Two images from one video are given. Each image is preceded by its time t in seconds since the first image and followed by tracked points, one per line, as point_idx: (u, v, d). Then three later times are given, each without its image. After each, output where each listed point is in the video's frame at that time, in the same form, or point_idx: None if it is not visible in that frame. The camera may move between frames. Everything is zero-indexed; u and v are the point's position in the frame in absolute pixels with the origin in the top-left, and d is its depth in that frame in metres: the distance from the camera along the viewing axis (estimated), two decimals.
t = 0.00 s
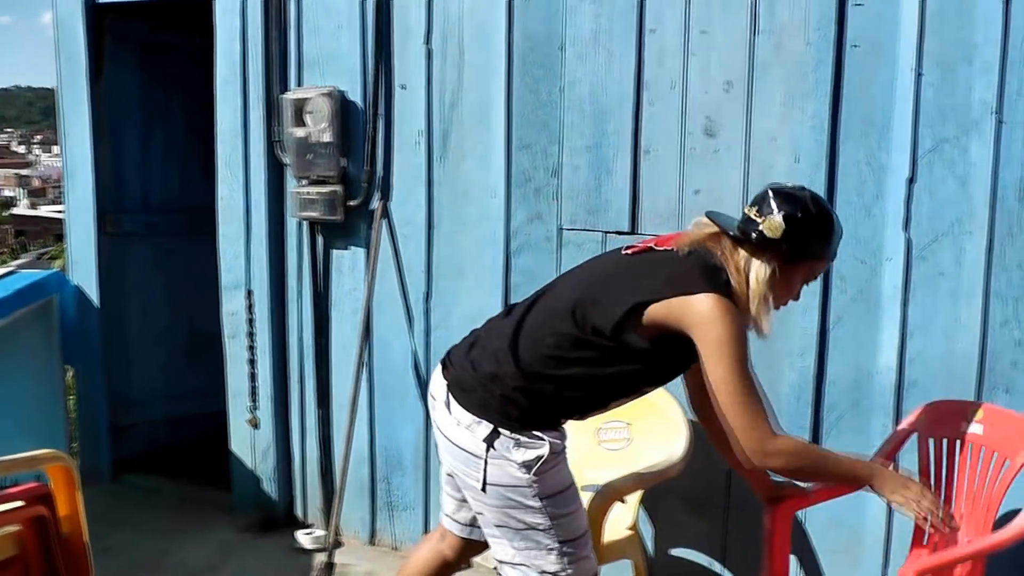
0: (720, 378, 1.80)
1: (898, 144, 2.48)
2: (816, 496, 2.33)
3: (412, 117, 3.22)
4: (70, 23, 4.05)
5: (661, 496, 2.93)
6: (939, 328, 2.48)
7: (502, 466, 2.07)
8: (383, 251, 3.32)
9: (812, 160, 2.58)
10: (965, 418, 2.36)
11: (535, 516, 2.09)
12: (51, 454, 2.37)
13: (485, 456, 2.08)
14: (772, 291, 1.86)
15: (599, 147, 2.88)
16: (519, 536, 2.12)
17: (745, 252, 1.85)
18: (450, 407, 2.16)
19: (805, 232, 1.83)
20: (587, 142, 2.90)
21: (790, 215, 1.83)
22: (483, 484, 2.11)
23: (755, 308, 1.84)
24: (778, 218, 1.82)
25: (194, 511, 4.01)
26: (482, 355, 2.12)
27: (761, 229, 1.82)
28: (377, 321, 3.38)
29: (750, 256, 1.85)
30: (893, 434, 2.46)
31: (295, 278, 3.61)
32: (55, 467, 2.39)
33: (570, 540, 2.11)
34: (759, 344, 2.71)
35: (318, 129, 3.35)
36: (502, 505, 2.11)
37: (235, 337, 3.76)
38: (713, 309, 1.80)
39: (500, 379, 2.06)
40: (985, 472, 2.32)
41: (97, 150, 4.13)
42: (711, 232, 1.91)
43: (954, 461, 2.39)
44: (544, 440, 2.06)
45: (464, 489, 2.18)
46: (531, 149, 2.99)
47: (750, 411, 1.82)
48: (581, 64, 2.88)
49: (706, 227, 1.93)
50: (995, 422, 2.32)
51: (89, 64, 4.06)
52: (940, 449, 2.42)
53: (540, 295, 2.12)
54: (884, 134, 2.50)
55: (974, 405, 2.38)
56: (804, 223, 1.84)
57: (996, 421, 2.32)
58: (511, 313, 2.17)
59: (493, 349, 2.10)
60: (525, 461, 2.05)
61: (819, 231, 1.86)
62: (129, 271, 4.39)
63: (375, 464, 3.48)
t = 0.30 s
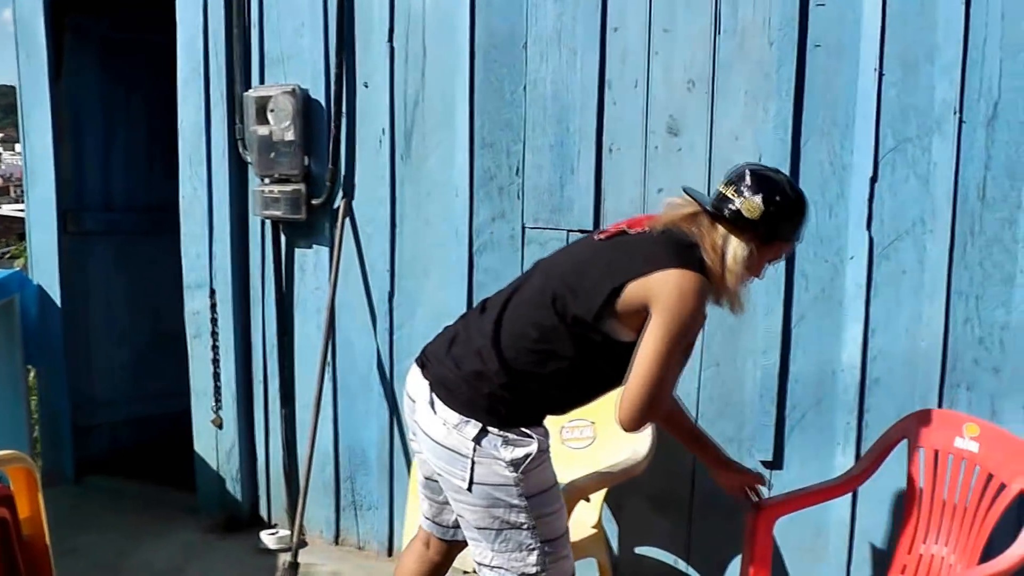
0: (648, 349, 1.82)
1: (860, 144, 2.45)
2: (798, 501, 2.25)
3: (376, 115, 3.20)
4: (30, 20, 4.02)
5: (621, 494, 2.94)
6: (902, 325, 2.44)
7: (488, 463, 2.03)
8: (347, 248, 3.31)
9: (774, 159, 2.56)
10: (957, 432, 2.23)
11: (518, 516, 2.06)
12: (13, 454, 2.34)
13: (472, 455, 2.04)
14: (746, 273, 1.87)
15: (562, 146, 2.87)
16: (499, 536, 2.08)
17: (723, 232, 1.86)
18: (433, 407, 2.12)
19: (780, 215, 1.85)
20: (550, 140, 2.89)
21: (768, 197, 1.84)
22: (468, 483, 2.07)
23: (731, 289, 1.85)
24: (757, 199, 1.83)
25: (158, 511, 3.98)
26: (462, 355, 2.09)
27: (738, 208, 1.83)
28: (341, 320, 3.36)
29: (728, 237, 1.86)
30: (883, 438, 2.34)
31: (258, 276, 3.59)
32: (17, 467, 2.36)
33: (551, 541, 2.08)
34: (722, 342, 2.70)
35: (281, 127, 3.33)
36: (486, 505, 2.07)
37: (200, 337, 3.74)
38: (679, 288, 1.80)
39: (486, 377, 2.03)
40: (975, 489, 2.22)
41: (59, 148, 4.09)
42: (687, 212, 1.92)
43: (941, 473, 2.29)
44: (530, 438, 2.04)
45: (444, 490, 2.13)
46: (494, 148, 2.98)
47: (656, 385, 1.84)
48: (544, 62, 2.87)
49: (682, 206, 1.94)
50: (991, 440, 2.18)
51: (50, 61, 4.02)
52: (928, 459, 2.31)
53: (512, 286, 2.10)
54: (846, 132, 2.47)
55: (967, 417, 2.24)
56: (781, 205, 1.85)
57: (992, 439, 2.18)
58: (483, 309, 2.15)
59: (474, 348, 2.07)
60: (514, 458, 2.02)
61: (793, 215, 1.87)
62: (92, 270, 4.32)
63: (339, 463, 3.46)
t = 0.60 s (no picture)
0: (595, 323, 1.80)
1: (853, 143, 2.45)
2: (792, 500, 2.25)
3: (369, 113, 3.20)
4: (22, 18, 4.01)
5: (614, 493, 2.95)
6: (895, 325, 2.44)
7: (462, 454, 2.04)
8: (341, 247, 3.31)
9: (769, 158, 2.55)
10: (951, 431, 2.23)
11: (492, 507, 2.06)
12: (6, 455, 2.32)
13: (447, 448, 2.04)
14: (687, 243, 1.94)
15: (555, 144, 2.87)
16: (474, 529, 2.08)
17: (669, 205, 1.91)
18: (405, 405, 2.11)
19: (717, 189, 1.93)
20: (544, 139, 2.88)
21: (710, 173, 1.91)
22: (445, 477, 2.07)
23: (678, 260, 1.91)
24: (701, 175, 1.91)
25: (151, 510, 3.98)
26: (429, 353, 2.08)
27: (693, 184, 1.90)
28: (335, 319, 3.35)
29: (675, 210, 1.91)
30: (878, 437, 2.35)
31: (251, 275, 3.58)
32: (10, 468, 2.34)
33: (527, 532, 2.08)
34: (716, 340, 2.70)
35: (274, 125, 3.33)
36: (462, 498, 2.07)
37: (192, 336, 3.74)
38: (636, 261, 1.81)
39: (455, 372, 2.02)
40: (969, 488, 2.22)
41: (51, 147, 4.09)
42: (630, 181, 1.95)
43: (935, 473, 2.29)
44: (504, 427, 2.04)
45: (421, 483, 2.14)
46: (487, 146, 2.98)
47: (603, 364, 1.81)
48: (537, 62, 2.87)
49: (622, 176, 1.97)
50: (986, 440, 2.18)
51: (42, 60, 4.02)
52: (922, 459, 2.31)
53: (469, 278, 2.09)
54: (840, 131, 2.47)
55: (961, 417, 2.24)
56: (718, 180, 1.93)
57: (985, 439, 2.19)
58: (444, 305, 2.14)
59: (440, 344, 2.05)
60: (488, 447, 2.02)
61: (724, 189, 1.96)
62: (85, 267, 4.31)
63: (333, 463, 3.45)
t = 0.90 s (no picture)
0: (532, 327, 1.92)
1: (862, 143, 2.44)
2: (803, 498, 2.25)
3: (377, 113, 3.20)
4: (31, 17, 4.03)
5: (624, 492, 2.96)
6: (904, 327, 2.42)
7: (416, 445, 2.06)
8: (349, 246, 3.31)
9: (777, 158, 2.55)
10: (960, 432, 2.23)
11: (448, 492, 2.08)
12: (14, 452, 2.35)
13: (400, 440, 2.06)
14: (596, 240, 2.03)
15: (563, 144, 2.86)
16: (433, 517, 2.10)
17: (577, 205, 2.01)
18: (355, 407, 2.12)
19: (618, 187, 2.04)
20: (551, 139, 2.88)
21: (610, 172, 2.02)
22: (401, 469, 2.08)
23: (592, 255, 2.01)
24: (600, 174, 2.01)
25: (160, 508, 3.99)
26: (373, 357, 2.11)
27: (591, 184, 2.00)
28: (343, 318, 3.35)
29: (582, 209, 2.01)
30: (886, 437, 2.34)
31: (259, 274, 3.58)
32: (18, 465, 2.37)
33: (483, 514, 2.11)
34: (724, 340, 2.69)
35: (281, 124, 3.33)
36: (419, 487, 2.09)
37: (200, 335, 3.75)
38: (559, 261, 1.92)
39: (404, 371, 2.05)
40: (979, 490, 2.21)
41: (59, 145, 4.10)
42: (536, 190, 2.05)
43: (945, 474, 2.28)
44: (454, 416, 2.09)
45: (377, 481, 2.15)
46: (495, 146, 2.97)
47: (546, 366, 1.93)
48: (545, 61, 2.86)
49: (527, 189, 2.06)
50: (994, 441, 2.17)
51: (50, 58, 4.03)
52: (930, 459, 2.30)
53: (403, 283, 2.14)
54: (848, 132, 2.46)
55: (970, 418, 2.23)
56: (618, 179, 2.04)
57: (994, 441, 2.17)
58: (379, 310, 2.18)
59: (385, 347, 2.09)
60: (439, 434, 2.06)
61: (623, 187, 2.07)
62: (92, 266, 4.32)
63: (340, 462, 3.45)
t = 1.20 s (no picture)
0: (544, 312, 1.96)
1: (894, 141, 2.41)
2: (837, 500, 2.23)
3: (407, 112, 3.21)
4: (62, 16, 4.06)
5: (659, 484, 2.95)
6: (936, 327, 2.40)
7: (429, 420, 2.06)
8: (378, 244, 3.32)
9: (809, 157, 2.54)
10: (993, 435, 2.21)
11: (459, 466, 2.09)
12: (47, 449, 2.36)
13: (414, 415, 2.06)
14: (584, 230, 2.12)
15: (593, 143, 2.87)
16: (444, 493, 2.09)
17: (567, 197, 2.10)
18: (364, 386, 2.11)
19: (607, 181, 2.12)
20: (581, 137, 2.88)
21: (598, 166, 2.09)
22: (414, 445, 2.07)
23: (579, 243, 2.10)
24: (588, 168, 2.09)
25: (190, 505, 4.01)
26: (378, 332, 2.12)
27: (578, 177, 2.08)
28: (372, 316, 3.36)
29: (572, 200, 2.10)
30: (919, 439, 2.33)
31: (289, 273, 3.60)
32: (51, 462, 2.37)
33: (488, 488, 2.14)
34: (754, 339, 2.69)
35: (312, 123, 3.35)
36: (429, 463, 2.08)
37: (229, 333, 3.79)
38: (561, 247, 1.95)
39: (411, 345, 2.06)
40: (1011, 495, 2.19)
41: (90, 144, 4.12)
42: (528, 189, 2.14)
43: (978, 476, 2.27)
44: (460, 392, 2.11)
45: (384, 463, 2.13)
46: (525, 145, 2.97)
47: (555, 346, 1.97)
48: (575, 60, 2.86)
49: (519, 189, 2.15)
50: None
51: (82, 57, 4.06)
52: (961, 461, 2.29)
53: (408, 264, 2.16)
54: (880, 131, 2.44)
55: (1004, 420, 2.21)
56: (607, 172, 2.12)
57: None
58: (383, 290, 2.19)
59: (390, 323, 2.10)
60: (450, 409, 2.07)
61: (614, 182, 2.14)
62: (123, 267, 4.35)
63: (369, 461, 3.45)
